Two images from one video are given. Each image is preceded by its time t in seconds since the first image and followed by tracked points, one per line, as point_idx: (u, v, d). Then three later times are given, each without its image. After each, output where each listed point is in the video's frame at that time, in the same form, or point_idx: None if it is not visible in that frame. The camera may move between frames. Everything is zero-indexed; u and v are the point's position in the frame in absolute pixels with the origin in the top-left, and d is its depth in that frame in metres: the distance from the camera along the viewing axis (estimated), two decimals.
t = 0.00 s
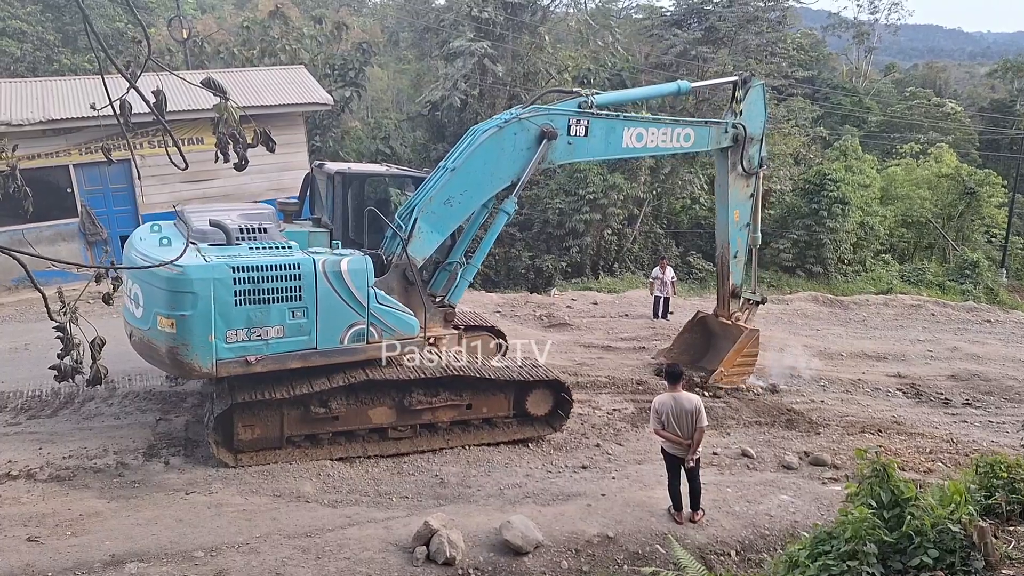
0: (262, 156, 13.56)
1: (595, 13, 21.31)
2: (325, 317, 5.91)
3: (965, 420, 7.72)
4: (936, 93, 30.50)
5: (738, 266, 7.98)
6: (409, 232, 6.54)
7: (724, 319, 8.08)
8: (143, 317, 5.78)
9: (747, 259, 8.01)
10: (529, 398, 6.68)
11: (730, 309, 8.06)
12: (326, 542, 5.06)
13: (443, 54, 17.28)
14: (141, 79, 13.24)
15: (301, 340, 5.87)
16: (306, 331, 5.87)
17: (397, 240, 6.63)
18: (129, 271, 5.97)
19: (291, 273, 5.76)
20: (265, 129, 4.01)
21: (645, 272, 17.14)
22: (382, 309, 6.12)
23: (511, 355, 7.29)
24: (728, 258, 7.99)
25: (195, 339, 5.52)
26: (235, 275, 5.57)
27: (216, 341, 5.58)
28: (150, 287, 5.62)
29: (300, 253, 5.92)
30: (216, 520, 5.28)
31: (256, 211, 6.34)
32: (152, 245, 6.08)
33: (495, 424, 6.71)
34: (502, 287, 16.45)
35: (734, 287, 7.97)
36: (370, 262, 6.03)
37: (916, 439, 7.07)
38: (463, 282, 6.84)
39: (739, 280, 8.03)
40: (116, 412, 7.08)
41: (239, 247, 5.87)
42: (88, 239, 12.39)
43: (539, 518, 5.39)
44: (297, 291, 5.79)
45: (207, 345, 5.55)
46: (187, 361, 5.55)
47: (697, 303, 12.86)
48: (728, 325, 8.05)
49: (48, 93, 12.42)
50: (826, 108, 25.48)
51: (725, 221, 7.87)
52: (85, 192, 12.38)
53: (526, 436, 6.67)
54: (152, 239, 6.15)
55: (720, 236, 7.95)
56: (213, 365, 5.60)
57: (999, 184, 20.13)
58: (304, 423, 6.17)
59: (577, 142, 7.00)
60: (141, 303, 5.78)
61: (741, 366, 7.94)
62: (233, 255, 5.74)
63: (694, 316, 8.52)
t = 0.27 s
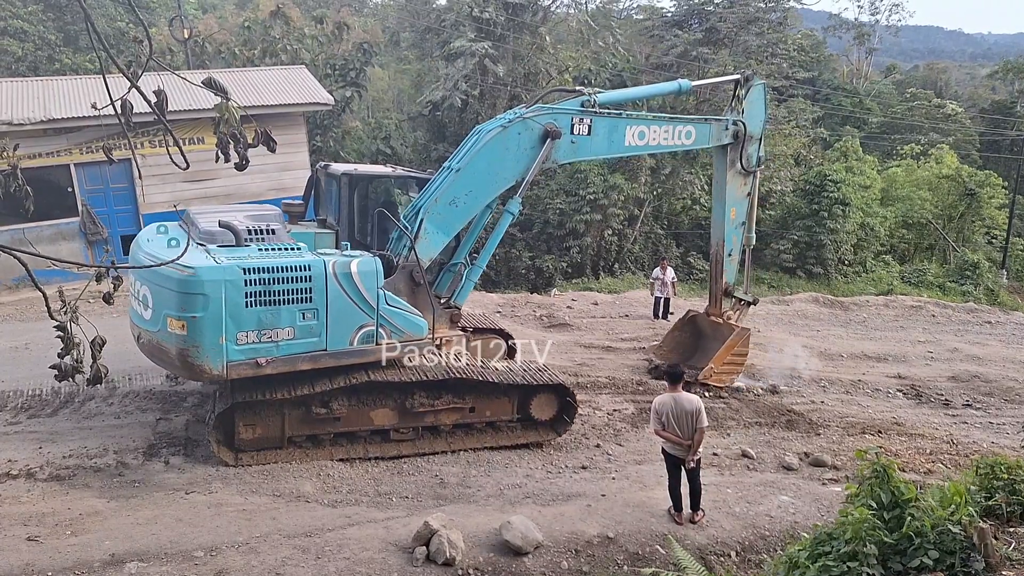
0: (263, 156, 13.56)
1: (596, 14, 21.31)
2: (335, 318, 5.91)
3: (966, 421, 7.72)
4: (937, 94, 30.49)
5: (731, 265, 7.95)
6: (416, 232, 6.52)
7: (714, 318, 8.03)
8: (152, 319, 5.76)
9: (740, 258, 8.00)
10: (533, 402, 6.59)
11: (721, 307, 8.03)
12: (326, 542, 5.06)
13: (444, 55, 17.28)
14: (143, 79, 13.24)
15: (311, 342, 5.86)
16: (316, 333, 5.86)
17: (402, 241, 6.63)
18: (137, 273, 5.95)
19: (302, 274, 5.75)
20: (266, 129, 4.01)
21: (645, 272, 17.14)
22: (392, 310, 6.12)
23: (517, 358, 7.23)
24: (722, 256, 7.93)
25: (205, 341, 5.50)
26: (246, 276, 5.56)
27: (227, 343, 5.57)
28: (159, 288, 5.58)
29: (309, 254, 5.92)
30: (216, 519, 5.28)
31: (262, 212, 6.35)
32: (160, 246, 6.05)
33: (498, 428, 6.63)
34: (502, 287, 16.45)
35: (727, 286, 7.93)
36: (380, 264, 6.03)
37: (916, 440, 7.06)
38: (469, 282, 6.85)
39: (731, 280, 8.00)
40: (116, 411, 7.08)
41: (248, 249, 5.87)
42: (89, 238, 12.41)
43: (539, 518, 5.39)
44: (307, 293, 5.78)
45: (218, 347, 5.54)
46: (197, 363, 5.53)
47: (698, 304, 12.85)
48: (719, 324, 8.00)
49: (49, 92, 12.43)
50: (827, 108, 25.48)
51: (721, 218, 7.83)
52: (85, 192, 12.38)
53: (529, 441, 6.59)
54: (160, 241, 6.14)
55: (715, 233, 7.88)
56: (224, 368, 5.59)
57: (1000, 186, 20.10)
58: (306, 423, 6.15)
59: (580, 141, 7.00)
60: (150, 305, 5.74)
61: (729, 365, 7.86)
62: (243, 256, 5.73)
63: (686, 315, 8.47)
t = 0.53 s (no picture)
0: (263, 156, 13.55)
1: (596, 14, 21.32)
2: (335, 318, 5.90)
3: (965, 422, 7.71)
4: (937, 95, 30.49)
5: (723, 265, 7.94)
6: (416, 232, 6.52)
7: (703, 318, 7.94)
8: (152, 318, 5.75)
9: (732, 258, 7.99)
10: (533, 402, 6.58)
11: (710, 307, 7.94)
12: (326, 542, 5.05)
13: (444, 55, 17.28)
14: (143, 78, 13.23)
15: (311, 341, 5.85)
16: (316, 332, 5.85)
17: (402, 241, 6.63)
18: (136, 272, 5.94)
19: (302, 274, 5.74)
20: (267, 129, 3.99)
21: (645, 273, 17.14)
22: (392, 310, 6.11)
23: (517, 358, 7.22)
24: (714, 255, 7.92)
25: (205, 340, 5.49)
26: (246, 276, 5.55)
27: (227, 343, 5.56)
28: (159, 288, 5.57)
29: (310, 254, 5.91)
30: (216, 519, 5.28)
31: (261, 212, 6.34)
32: (160, 245, 6.04)
33: (498, 428, 6.62)
34: (502, 287, 16.45)
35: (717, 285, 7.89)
36: (380, 263, 6.02)
37: (916, 441, 7.06)
38: (469, 282, 6.85)
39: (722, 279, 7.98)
40: (116, 411, 7.08)
41: (248, 248, 5.87)
42: (88, 238, 12.40)
43: (539, 518, 5.38)
44: (307, 292, 5.77)
45: (218, 346, 5.53)
46: (197, 362, 5.52)
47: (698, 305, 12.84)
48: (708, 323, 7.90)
49: (49, 92, 12.42)
50: (827, 109, 25.49)
51: (715, 217, 7.82)
52: (85, 191, 12.37)
53: (530, 440, 6.59)
54: (160, 241, 6.14)
55: (708, 231, 7.87)
56: (223, 367, 5.58)
57: (999, 186, 20.09)
58: (305, 423, 6.14)
59: (579, 140, 7.00)
60: (149, 304, 5.73)
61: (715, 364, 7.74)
62: (242, 255, 5.72)
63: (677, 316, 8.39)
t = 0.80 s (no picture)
0: (264, 155, 13.55)
1: (597, 15, 21.32)
2: (337, 318, 5.90)
3: (964, 424, 7.71)
4: (938, 97, 30.49)
5: (718, 265, 7.94)
6: (417, 232, 6.52)
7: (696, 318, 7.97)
8: (153, 317, 5.73)
9: (727, 259, 8.00)
10: (533, 403, 6.58)
11: (703, 307, 7.97)
12: (324, 542, 5.05)
13: (445, 55, 17.28)
14: (143, 76, 13.22)
15: (313, 341, 5.85)
16: (317, 332, 5.85)
17: (403, 240, 6.63)
18: (137, 270, 5.92)
19: (304, 273, 5.74)
20: (267, 128, 3.98)
21: (645, 273, 17.13)
22: (393, 310, 6.10)
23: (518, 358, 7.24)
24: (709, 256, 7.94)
25: (206, 340, 5.48)
26: (249, 275, 5.54)
27: (229, 342, 5.55)
28: (160, 286, 5.56)
29: (312, 253, 5.90)
30: (214, 518, 5.27)
31: (263, 211, 6.33)
32: (161, 244, 6.03)
33: (498, 429, 6.62)
34: (502, 287, 16.45)
35: (711, 285, 7.91)
36: (382, 263, 6.01)
37: (915, 442, 7.06)
38: (469, 282, 6.85)
39: (716, 279, 7.98)
40: (115, 409, 7.07)
41: (250, 247, 5.86)
42: (88, 236, 12.39)
43: (538, 519, 5.38)
44: (309, 292, 5.77)
45: (219, 345, 5.52)
46: (198, 361, 5.51)
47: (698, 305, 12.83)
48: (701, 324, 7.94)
49: (50, 89, 12.41)
50: (828, 111, 25.49)
51: (711, 217, 7.83)
52: (85, 189, 12.36)
53: (529, 441, 6.59)
54: (161, 239, 6.13)
55: (704, 231, 7.89)
56: (225, 366, 5.57)
57: (999, 188, 20.09)
58: (305, 423, 6.14)
59: (580, 140, 7.00)
60: (150, 302, 5.72)
61: (706, 364, 7.80)
62: (245, 254, 5.71)
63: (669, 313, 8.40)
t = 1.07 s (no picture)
0: (264, 155, 13.55)
1: (597, 16, 21.34)
2: (342, 319, 5.89)
3: (963, 424, 7.72)
4: (938, 98, 30.50)
5: (710, 264, 7.97)
6: (420, 232, 6.53)
7: (684, 316, 8.04)
8: (157, 316, 5.69)
9: (719, 259, 8.01)
10: (533, 406, 6.57)
11: (692, 305, 8.02)
12: (324, 542, 5.04)
13: (445, 55, 17.29)
14: (143, 75, 13.22)
15: (317, 343, 5.84)
16: (322, 334, 5.84)
17: (407, 240, 6.63)
18: (140, 268, 5.88)
19: (310, 275, 5.72)
20: (267, 127, 3.96)
21: (645, 274, 17.13)
22: (397, 312, 6.10)
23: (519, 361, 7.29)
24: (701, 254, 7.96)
25: (212, 340, 5.45)
26: (255, 276, 5.52)
27: (234, 343, 5.52)
28: (165, 286, 5.51)
29: (317, 254, 5.89)
30: (214, 518, 5.27)
31: (265, 210, 6.33)
32: (164, 242, 5.99)
33: (497, 431, 6.61)
34: (502, 287, 16.46)
35: (702, 284, 7.97)
36: (387, 265, 6.01)
37: (914, 443, 7.06)
38: (471, 283, 6.86)
39: (707, 279, 8.02)
40: (115, 409, 7.07)
41: (256, 247, 5.85)
42: (88, 236, 12.39)
43: (538, 519, 5.38)
44: (315, 293, 5.75)
45: (224, 346, 5.49)
46: (203, 362, 5.48)
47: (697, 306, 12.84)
48: (688, 322, 8.01)
49: (50, 89, 12.41)
50: (828, 111, 25.52)
51: (707, 216, 7.85)
52: (85, 188, 12.36)
53: (528, 444, 6.58)
54: (166, 237, 6.09)
55: (699, 230, 7.90)
56: (229, 367, 5.55)
57: (999, 189, 20.09)
58: (305, 423, 6.13)
59: (581, 140, 7.00)
60: (154, 301, 5.67)
61: (690, 361, 7.80)
62: (251, 255, 5.69)
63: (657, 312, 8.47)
